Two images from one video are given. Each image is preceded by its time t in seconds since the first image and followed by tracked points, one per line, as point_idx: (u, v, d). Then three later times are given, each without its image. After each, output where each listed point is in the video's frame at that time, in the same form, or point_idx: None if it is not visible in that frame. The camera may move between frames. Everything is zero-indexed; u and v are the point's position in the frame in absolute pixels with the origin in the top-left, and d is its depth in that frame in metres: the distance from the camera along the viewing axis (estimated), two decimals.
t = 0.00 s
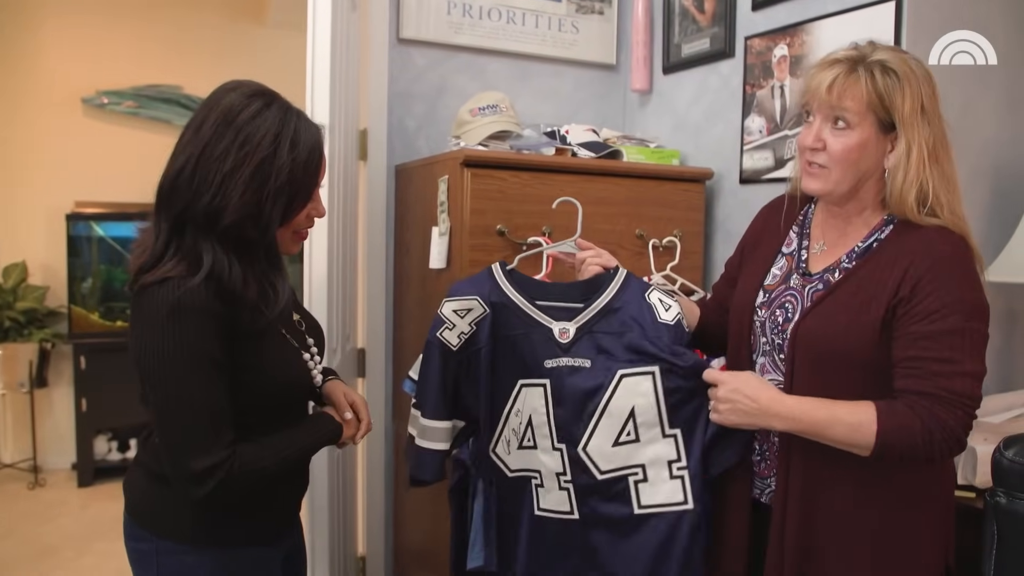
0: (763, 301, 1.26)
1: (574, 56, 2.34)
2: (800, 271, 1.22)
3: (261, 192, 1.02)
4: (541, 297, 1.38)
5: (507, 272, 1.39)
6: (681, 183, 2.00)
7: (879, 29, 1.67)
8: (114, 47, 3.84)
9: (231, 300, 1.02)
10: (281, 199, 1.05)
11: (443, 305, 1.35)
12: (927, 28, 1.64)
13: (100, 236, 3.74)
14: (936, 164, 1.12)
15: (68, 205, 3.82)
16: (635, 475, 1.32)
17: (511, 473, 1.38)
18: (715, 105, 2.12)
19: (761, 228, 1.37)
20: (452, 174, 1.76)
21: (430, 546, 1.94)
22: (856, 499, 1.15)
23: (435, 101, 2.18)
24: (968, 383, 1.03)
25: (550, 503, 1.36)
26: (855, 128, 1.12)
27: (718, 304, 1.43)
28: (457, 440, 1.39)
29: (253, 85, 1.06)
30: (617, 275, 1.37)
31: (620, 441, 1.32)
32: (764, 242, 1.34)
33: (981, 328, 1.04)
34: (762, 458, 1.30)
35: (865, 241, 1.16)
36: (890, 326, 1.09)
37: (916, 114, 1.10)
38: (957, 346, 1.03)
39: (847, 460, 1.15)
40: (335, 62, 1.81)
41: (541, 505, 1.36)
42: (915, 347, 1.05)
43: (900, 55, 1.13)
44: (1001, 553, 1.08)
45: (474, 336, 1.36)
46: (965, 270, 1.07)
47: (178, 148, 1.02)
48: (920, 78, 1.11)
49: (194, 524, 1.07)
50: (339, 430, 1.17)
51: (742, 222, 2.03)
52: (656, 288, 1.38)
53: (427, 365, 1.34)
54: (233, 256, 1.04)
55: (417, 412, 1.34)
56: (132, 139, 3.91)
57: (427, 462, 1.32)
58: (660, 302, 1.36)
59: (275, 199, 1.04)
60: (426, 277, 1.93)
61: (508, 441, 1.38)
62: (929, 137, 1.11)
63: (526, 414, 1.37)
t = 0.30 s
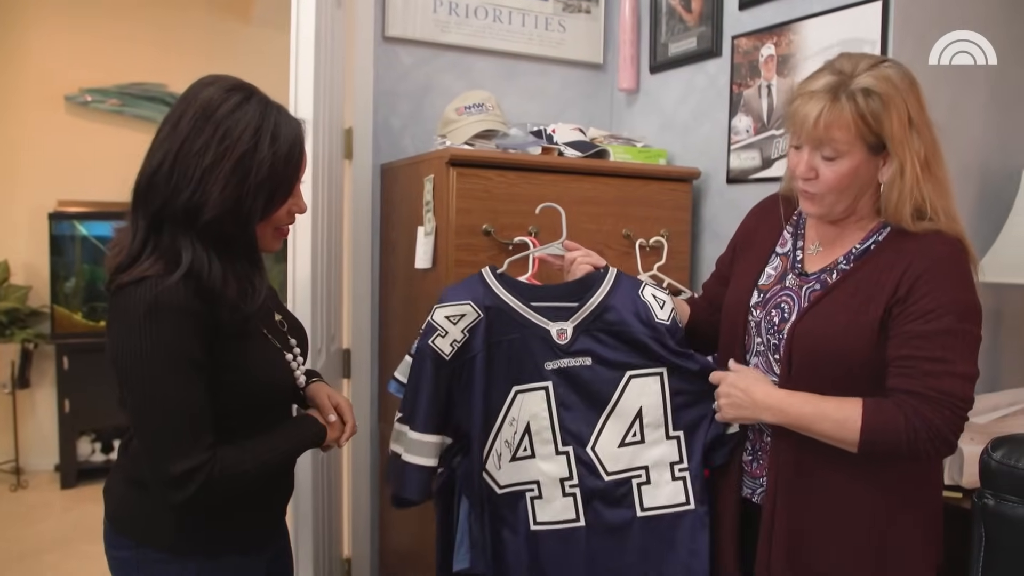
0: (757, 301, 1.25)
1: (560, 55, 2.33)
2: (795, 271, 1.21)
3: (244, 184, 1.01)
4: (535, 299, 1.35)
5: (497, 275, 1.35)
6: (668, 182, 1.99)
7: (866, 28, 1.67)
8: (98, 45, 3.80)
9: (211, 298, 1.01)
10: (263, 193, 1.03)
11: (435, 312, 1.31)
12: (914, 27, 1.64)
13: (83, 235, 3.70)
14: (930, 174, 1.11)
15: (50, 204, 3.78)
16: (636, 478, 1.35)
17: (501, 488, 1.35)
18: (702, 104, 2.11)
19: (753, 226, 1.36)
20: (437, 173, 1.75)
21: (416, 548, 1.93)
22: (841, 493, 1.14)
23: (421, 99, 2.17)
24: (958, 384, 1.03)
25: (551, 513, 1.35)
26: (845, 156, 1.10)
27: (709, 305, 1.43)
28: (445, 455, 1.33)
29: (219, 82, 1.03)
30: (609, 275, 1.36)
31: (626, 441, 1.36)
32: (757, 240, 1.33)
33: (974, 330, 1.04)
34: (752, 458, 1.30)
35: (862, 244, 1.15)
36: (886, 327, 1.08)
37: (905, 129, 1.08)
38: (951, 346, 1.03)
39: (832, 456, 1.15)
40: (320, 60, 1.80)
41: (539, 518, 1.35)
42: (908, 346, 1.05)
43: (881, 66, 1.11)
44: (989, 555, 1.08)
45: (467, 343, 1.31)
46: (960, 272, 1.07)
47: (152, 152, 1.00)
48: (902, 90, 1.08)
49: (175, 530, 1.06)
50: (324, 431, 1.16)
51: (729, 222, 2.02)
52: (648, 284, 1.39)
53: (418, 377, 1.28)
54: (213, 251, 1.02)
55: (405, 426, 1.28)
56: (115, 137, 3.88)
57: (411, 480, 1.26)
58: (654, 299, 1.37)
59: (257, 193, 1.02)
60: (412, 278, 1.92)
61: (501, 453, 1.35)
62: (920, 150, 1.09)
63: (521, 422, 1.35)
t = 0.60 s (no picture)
0: (748, 306, 1.25)
1: (550, 55, 2.33)
2: (784, 275, 1.22)
3: (228, 178, 1.00)
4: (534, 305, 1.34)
5: (496, 280, 1.33)
6: (658, 182, 2.00)
7: (855, 29, 1.67)
8: (85, 45, 3.79)
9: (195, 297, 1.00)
10: (247, 189, 1.02)
11: (434, 315, 1.27)
12: (902, 27, 1.64)
13: (71, 236, 3.68)
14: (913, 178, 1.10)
15: (38, 205, 3.76)
16: (631, 482, 1.36)
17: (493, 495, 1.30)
18: (692, 104, 2.11)
19: (743, 227, 1.36)
20: (427, 174, 1.75)
21: (406, 549, 1.92)
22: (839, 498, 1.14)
23: (411, 99, 2.16)
24: (945, 387, 1.03)
25: (546, 517, 1.32)
26: (827, 158, 1.10)
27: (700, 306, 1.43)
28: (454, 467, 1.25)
29: (198, 80, 1.02)
30: (606, 282, 1.37)
31: (622, 447, 1.36)
32: (748, 242, 1.33)
33: (961, 331, 1.04)
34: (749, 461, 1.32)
35: (850, 247, 1.15)
36: (874, 331, 1.08)
37: (887, 132, 1.08)
38: (937, 349, 1.03)
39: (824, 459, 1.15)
40: (309, 60, 1.79)
41: (532, 522, 1.31)
42: (895, 351, 1.05)
43: (866, 68, 1.10)
44: (977, 554, 1.08)
45: (469, 348, 1.28)
46: (948, 274, 1.07)
47: (134, 151, 0.99)
48: (887, 93, 1.07)
49: (165, 534, 1.05)
50: (313, 434, 1.15)
51: (719, 222, 2.02)
52: (643, 290, 1.40)
53: (424, 381, 1.23)
54: (196, 249, 1.02)
55: (422, 441, 1.20)
56: (103, 137, 3.86)
57: (434, 491, 1.18)
58: (651, 306, 1.38)
59: (241, 189, 1.02)
60: (402, 278, 1.91)
61: (498, 459, 1.31)
62: (903, 153, 1.08)
63: (518, 428, 1.32)
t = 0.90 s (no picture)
0: (742, 303, 1.26)
1: (542, 55, 2.34)
2: (778, 273, 1.23)
3: (218, 176, 1.00)
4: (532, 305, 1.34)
5: (496, 280, 1.33)
6: (651, 181, 2.00)
7: (845, 28, 1.67)
8: (77, 47, 3.78)
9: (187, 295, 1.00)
10: (237, 185, 1.03)
11: (433, 315, 1.27)
12: (892, 26, 1.65)
13: (64, 238, 3.68)
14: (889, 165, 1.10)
15: (30, 207, 3.76)
16: (621, 487, 1.37)
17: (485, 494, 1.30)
18: (684, 103, 2.12)
19: (740, 225, 1.37)
20: (420, 174, 1.75)
21: (400, 549, 1.93)
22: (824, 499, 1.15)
23: (403, 100, 2.16)
24: (939, 388, 1.04)
25: (538, 516, 1.32)
26: (797, 151, 1.12)
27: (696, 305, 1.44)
28: (446, 468, 1.25)
29: (183, 79, 1.02)
30: (606, 284, 1.37)
31: (613, 452, 1.36)
32: (746, 240, 1.33)
33: (953, 332, 1.04)
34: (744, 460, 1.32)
35: (842, 245, 1.16)
36: (866, 331, 1.09)
37: (853, 122, 1.08)
38: (931, 351, 1.04)
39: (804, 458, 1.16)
40: (301, 61, 1.79)
41: (521, 521, 1.32)
42: (887, 351, 1.06)
43: (836, 63, 1.12)
44: (968, 550, 1.09)
45: (465, 349, 1.28)
46: (941, 273, 1.07)
47: (121, 151, 1.00)
48: (852, 85, 1.08)
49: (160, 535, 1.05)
50: (310, 434, 1.15)
51: (712, 221, 2.03)
52: (642, 294, 1.41)
53: (417, 380, 1.23)
54: (187, 246, 1.02)
55: (410, 440, 1.21)
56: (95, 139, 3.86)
57: (419, 491, 1.18)
58: (649, 311, 1.39)
59: (231, 184, 1.02)
60: (395, 278, 1.92)
61: (489, 459, 1.31)
62: (874, 142, 1.09)
63: (512, 429, 1.33)
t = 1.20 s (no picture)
0: (728, 300, 1.28)
1: (537, 54, 2.35)
2: (760, 269, 1.24)
3: (215, 151, 1.02)
4: (533, 326, 1.35)
5: (499, 299, 1.33)
6: (646, 180, 2.01)
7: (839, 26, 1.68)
8: (71, 45, 3.77)
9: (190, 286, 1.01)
10: (231, 160, 1.04)
11: (437, 337, 1.27)
12: (888, 23, 1.65)
13: (60, 237, 3.67)
14: (827, 146, 1.10)
15: (25, 206, 3.75)
16: (602, 518, 1.35)
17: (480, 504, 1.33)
18: (678, 102, 2.13)
19: (740, 225, 1.38)
20: (416, 172, 1.75)
21: (397, 545, 1.93)
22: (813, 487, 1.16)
23: (399, 98, 2.17)
24: (904, 378, 1.03)
25: (532, 532, 1.34)
26: (748, 133, 1.18)
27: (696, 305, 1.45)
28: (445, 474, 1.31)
29: (160, 72, 1.02)
30: (611, 303, 1.35)
31: (599, 481, 1.34)
32: (742, 239, 1.35)
33: (917, 322, 1.03)
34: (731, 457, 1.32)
35: (815, 238, 1.17)
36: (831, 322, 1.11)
37: (791, 104, 1.12)
38: (894, 342, 1.03)
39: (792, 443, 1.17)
40: (298, 60, 1.80)
41: (518, 535, 1.34)
42: (852, 342, 1.06)
43: (800, 52, 1.16)
44: (961, 543, 1.10)
45: (467, 369, 1.29)
46: (908, 262, 1.06)
47: (109, 148, 1.00)
48: (798, 69, 1.13)
49: (170, 534, 1.05)
50: (310, 424, 1.17)
51: (706, 219, 2.04)
52: (649, 314, 1.35)
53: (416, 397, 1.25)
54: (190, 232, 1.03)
55: (407, 451, 1.24)
56: (90, 138, 3.85)
57: (410, 502, 1.23)
58: (652, 332, 1.33)
59: (225, 160, 1.03)
60: (391, 277, 1.92)
61: (488, 474, 1.33)
62: (809, 122, 1.11)
63: (510, 446, 1.34)
